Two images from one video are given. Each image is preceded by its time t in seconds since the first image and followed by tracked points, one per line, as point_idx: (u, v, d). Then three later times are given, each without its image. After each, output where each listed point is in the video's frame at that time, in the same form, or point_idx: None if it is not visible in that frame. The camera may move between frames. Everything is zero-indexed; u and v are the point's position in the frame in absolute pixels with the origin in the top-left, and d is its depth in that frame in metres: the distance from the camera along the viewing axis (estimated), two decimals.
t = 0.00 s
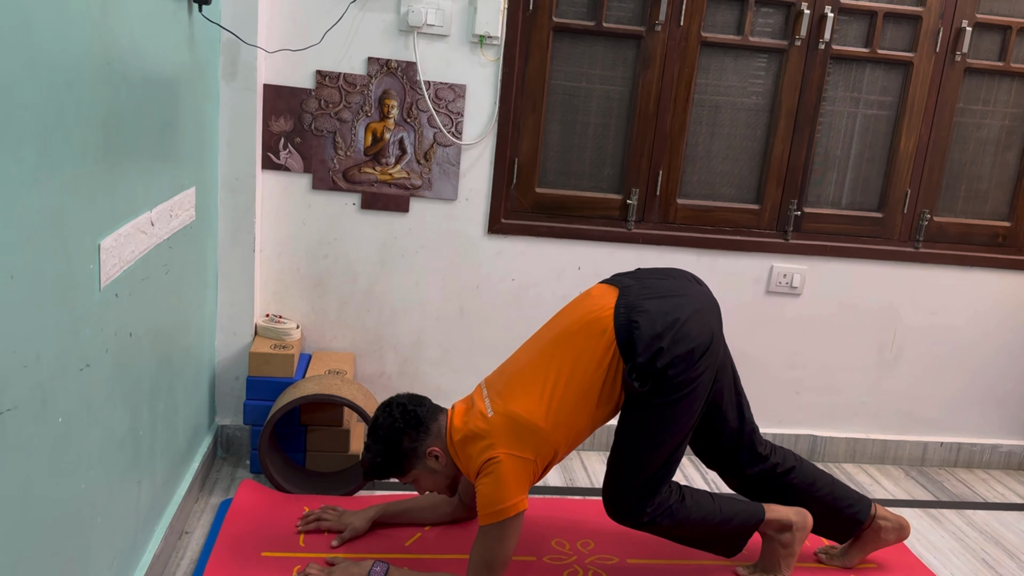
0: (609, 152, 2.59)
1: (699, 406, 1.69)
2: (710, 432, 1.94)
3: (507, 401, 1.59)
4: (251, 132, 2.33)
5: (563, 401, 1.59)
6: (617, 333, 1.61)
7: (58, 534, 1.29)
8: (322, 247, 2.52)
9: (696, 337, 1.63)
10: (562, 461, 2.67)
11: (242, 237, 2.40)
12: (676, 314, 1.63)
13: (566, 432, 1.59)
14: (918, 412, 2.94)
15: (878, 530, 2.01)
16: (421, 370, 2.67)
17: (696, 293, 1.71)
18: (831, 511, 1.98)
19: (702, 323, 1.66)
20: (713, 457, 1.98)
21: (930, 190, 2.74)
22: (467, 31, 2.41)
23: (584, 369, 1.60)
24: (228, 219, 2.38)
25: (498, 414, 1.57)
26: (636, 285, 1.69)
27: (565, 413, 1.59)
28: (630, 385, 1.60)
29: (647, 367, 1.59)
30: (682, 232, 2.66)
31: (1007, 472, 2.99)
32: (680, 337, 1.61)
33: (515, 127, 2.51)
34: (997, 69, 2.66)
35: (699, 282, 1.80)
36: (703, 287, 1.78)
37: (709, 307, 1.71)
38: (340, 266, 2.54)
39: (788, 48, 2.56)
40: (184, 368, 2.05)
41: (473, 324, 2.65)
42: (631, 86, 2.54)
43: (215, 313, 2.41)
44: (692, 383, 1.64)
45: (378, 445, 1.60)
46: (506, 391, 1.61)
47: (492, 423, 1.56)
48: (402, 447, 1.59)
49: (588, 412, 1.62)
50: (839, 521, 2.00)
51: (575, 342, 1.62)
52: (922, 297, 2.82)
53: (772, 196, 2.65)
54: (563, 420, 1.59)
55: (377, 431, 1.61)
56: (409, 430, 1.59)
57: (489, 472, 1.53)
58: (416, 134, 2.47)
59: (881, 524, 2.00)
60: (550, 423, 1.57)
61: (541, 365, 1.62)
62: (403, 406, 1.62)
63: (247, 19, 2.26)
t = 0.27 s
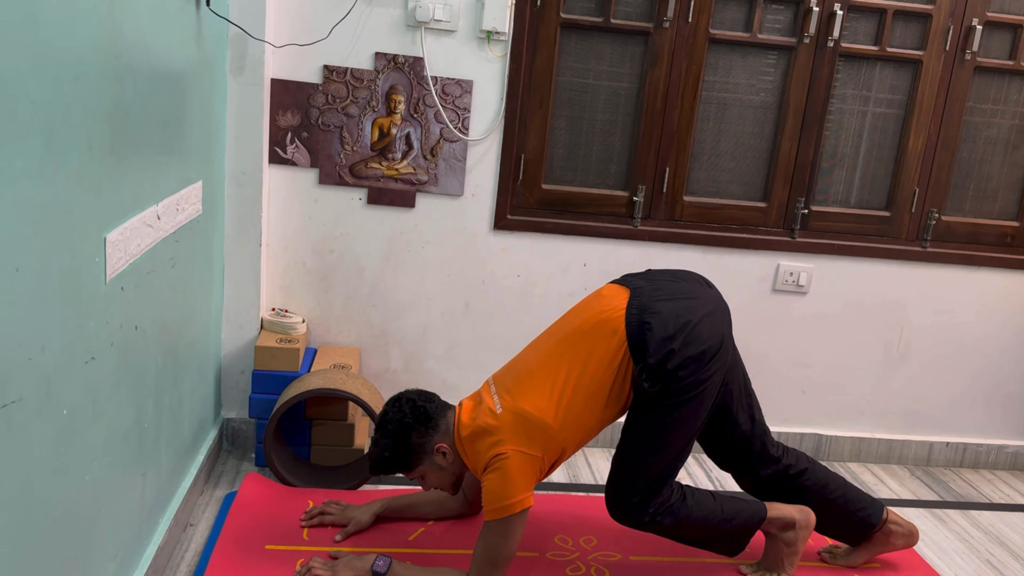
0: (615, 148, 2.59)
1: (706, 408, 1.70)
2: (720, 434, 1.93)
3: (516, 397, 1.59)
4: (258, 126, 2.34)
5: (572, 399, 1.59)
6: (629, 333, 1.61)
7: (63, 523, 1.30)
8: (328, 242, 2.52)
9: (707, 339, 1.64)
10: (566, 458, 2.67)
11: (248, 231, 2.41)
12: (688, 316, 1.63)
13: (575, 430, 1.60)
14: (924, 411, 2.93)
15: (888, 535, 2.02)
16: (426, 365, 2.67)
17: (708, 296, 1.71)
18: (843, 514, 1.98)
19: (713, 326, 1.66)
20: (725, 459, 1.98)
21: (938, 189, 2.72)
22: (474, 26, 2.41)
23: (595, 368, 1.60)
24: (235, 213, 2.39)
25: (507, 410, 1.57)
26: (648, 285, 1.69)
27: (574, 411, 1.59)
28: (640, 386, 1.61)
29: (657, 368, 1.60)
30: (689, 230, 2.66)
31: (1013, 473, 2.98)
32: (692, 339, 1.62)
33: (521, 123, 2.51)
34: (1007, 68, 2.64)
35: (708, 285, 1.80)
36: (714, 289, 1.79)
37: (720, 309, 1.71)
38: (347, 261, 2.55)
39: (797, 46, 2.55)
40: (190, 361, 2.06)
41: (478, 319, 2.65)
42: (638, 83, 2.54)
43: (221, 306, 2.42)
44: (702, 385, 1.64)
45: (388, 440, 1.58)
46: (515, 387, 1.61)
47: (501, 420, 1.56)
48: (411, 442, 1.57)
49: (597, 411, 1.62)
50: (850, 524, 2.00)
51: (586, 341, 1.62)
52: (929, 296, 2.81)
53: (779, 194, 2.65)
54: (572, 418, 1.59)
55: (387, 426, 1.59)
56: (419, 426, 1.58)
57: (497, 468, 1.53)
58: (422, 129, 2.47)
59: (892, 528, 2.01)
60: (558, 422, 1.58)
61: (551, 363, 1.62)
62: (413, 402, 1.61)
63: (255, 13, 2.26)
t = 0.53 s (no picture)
0: (622, 145, 2.58)
1: (707, 404, 1.69)
2: (722, 430, 1.93)
3: (518, 393, 1.59)
4: (264, 122, 2.35)
5: (574, 393, 1.60)
6: (629, 328, 1.61)
7: (69, 516, 1.31)
8: (334, 237, 2.53)
9: (706, 334, 1.63)
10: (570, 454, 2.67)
11: (254, 226, 2.41)
12: (687, 311, 1.63)
13: (576, 424, 1.60)
14: (931, 410, 2.92)
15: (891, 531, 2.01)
16: (431, 360, 2.68)
17: (707, 291, 1.70)
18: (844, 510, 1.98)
19: (712, 321, 1.66)
20: (726, 455, 1.98)
21: (946, 186, 2.71)
22: (480, 22, 2.41)
23: (595, 362, 1.61)
24: (241, 208, 2.40)
25: (509, 406, 1.57)
26: (647, 280, 1.68)
27: (575, 406, 1.60)
28: (639, 382, 1.61)
29: (656, 364, 1.59)
30: (695, 227, 2.65)
31: (1020, 472, 2.97)
32: (691, 334, 1.61)
33: (528, 119, 2.51)
34: (1017, 65, 2.62)
35: (709, 279, 1.79)
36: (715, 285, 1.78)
37: (718, 305, 1.71)
38: (353, 257, 2.55)
39: (804, 42, 2.54)
40: (196, 355, 2.07)
41: (483, 315, 2.65)
42: (645, 79, 2.53)
43: (227, 301, 2.43)
44: (701, 381, 1.64)
45: (391, 439, 1.59)
46: (517, 382, 1.62)
47: (503, 415, 1.56)
48: (412, 442, 1.59)
49: (598, 406, 1.63)
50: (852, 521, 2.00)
51: (586, 335, 1.62)
52: (936, 294, 2.80)
53: (785, 191, 2.64)
54: (573, 413, 1.59)
55: (389, 426, 1.61)
56: (420, 425, 1.59)
57: (500, 464, 1.54)
58: (428, 125, 2.47)
59: (894, 524, 2.00)
60: (559, 417, 1.58)
61: (552, 358, 1.63)
62: (415, 401, 1.63)
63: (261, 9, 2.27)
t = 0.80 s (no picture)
0: (626, 140, 2.58)
1: (713, 402, 1.70)
2: (726, 426, 1.94)
3: (525, 389, 1.60)
4: (270, 117, 2.35)
5: (580, 390, 1.60)
6: (636, 327, 1.62)
7: (76, 507, 1.33)
8: (340, 232, 2.54)
9: (714, 334, 1.63)
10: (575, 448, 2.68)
11: (260, 220, 2.42)
12: (695, 310, 1.63)
13: (582, 420, 1.61)
14: (936, 405, 2.92)
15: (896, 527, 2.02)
16: (436, 355, 2.69)
17: (715, 289, 1.71)
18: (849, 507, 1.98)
19: (720, 320, 1.66)
20: (731, 451, 1.99)
21: (952, 181, 2.71)
22: (485, 17, 2.41)
23: (602, 360, 1.61)
24: (247, 203, 2.41)
25: (516, 401, 1.58)
26: (655, 278, 1.69)
27: (582, 402, 1.60)
28: (645, 379, 1.62)
29: (663, 362, 1.60)
30: (699, 222, 2.65)
31: None
32: (699, 333, 1.62)
33: (533, 114, 2.51)
34: None
35: (717, 278, 1.80)
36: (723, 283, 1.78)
37: (726, 304, 1.71)
38: (358, 252, 2.56)
39: (810, 37, 2.53)
40: (202, 349, 2.08)
41: (488, 310, 2.66)
42: (650, 75, 2.53)
43: (234, 295, 2.45)
44: (708, 379, 1.65)
45: (398, 434, 1.61)
46: (524, 378, 1.63)
47: (510, 410, 1.57)
48: (419, 437, 1.60)
49: (604, 402, 1.64)
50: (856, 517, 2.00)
51: (592, 333, 1.62)
52: (942, 290, 2.80)
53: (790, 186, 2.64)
54: (580, 409, 1.60)
55: (396, 421, 1.62)
56: (426, 420, 1.61)
57: (506, 458, 1.55)
58: (433, 120, 2.48)
59: (899, 521, 2.01)
60: (566, 413, 1.59)
61: (558, 354, 1.63)
62: (421, 396, 1.64)
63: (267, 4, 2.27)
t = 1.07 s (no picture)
0: (629, 137, 2.59)
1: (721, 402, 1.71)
2: (722, 432, 1.95)
3: (534, 386, 1.61)
4: (273, 115, 2.36)
5: (589, 389, 1.61)
6: (647, 327, 1.63)
7: (81, 502, 1.34)
8: (343, 230, 2.55)
9: (726, 335, 1.65)
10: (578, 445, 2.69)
11: (263, 218, 2.43)
12: (706, 311, 1.64)
13: (590, 420, 1.62)
14: (938, 402, 2.93)
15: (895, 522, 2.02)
16: (439, 352, 2.70)
17: (726, 291, 1.71)
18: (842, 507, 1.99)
19: (731, 321, 1.67)
20: (723, 457, 2.00)
21: (954, 178, 2.71)
22: (488, 15, 2.42)
23: (611, 360, 1.62)
24: (250, 201, 2.42)
25: (525, 399, 1.59)
26: (666, 279, 1.70)
27: (591, 401, 1.61)
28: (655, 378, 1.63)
29: (675, 362, 1.62)
30: (702, 219, 2.66)
31: None
32: (710, 334, 1.63)
33: (535, 112, 2.52)
34: None
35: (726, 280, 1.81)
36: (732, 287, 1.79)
37: (737, 305, 1.72)
38: (361, 249, 2.57)
39: (812, 34, 2.53)
40: (206, 346, 2.10)
41: (491, 307, 2.67)
42: (652, 72, 2.53)
43: (237, 293, 2.46)
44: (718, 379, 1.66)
45: (406, 431, 1.60)
46: (533, 376, 1.63)
47: (519, 407, 1.58)
48: (429, 434, 1.60)
49: (612, 402, 1.64)
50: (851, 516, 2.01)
51: (602, 333, 1.63)
52: (944, 287, 2.80)
53: (792, 183, 2.64)
54: (588, 408, 1.61)
55: (405, 418, 1.61)
56: (436, 417, 1.60)
57: (513, 455, 1.56)
58: (436, 118, 2.49)
59: (897, 515, 2.01)
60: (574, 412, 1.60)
61: (568, 352, 1.64)
62: (430, 394, 1.64)
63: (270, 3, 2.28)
